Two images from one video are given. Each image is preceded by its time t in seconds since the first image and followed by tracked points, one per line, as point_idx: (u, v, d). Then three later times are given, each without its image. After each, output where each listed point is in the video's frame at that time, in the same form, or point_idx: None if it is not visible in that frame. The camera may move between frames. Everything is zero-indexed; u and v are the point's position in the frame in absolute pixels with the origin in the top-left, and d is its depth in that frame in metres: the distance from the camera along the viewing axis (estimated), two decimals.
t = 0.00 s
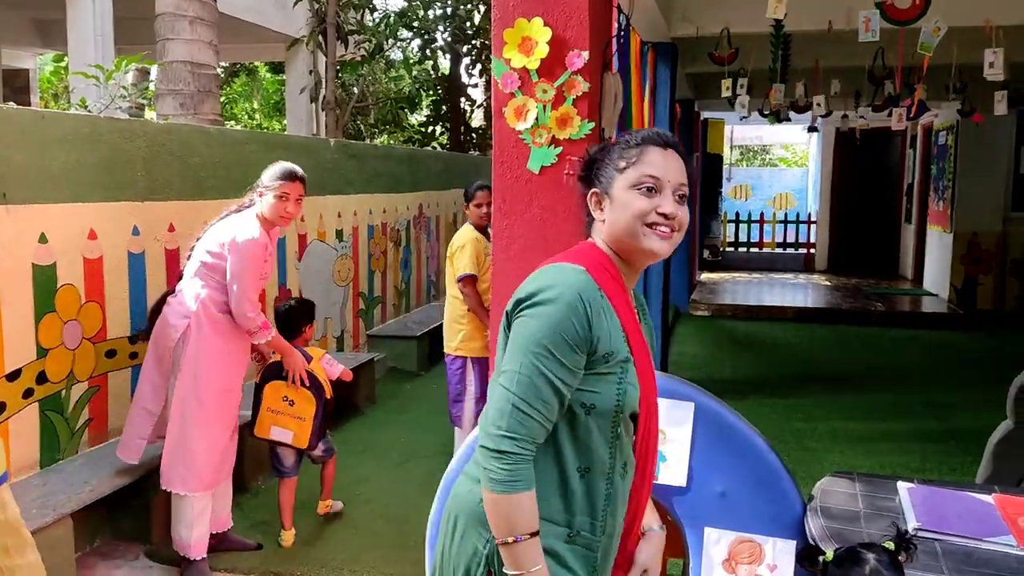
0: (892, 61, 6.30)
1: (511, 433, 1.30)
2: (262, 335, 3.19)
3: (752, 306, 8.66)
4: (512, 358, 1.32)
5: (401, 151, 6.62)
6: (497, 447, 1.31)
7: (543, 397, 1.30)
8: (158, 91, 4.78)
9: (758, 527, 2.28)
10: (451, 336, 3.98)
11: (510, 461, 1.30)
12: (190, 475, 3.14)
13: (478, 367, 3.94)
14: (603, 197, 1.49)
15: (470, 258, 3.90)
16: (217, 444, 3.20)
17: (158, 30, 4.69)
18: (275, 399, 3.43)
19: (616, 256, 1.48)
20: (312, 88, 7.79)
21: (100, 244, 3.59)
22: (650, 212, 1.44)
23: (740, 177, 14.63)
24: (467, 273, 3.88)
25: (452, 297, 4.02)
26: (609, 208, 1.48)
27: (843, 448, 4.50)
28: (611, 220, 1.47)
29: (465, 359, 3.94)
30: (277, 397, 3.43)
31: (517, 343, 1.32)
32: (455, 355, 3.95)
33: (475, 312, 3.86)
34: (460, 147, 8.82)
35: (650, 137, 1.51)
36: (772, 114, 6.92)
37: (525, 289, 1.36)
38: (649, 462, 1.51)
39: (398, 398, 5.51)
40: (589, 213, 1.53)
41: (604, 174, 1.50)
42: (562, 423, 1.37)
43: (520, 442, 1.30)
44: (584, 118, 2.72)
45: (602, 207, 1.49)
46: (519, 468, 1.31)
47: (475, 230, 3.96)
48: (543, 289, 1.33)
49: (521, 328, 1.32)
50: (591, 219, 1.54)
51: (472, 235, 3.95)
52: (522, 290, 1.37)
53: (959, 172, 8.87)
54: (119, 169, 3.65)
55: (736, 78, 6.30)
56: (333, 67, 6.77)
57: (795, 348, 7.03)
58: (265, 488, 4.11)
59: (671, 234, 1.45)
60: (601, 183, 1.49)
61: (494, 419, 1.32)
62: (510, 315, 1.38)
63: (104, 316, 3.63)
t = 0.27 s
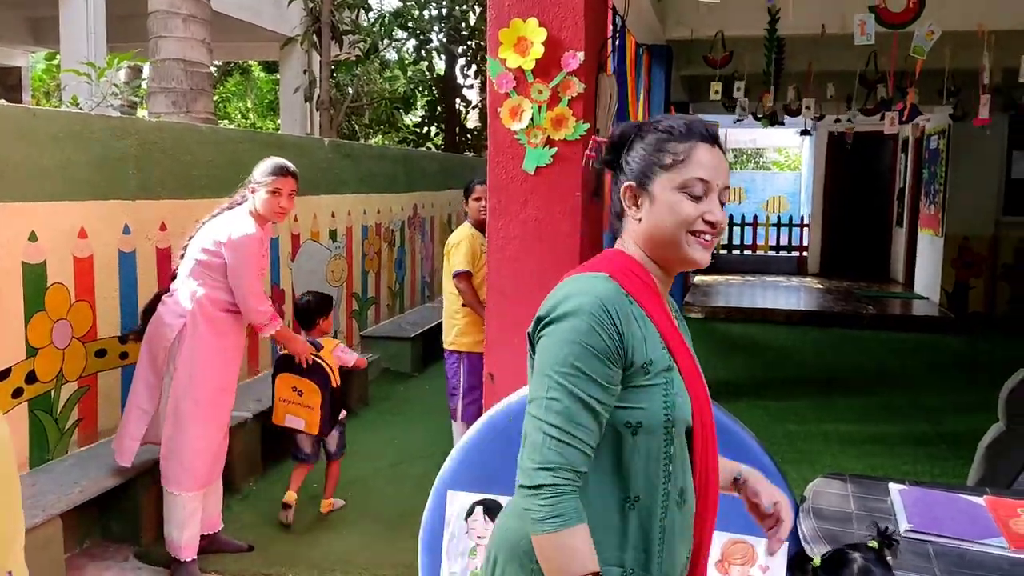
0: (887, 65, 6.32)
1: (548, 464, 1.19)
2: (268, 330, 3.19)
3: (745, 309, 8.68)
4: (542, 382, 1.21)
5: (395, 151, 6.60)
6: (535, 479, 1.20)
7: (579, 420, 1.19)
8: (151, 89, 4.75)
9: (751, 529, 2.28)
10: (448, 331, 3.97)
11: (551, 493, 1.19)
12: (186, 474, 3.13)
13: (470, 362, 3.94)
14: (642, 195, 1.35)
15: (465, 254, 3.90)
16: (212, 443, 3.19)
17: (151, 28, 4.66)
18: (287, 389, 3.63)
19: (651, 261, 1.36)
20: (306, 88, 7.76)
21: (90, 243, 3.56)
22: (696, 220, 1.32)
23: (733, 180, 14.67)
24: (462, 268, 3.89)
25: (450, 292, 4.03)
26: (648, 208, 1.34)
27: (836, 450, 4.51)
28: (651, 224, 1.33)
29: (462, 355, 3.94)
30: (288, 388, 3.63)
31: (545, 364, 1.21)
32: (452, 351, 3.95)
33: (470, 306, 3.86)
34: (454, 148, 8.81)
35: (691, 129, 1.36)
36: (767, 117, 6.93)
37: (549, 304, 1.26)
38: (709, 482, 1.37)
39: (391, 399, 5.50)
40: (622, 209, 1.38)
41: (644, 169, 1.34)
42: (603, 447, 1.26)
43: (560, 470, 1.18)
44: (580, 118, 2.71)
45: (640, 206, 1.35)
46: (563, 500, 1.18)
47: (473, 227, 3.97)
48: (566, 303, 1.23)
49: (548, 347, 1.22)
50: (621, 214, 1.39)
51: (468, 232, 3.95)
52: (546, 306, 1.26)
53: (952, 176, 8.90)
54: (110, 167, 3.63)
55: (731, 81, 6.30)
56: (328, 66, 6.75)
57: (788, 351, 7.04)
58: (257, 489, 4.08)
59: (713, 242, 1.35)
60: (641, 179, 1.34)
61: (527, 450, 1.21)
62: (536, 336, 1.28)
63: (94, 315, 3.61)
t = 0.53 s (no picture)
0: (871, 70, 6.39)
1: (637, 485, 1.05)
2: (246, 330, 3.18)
3: (732, 312, 8.72)
4: (605, 399, 1.10)
5: (384, 153, 6.61)
6: (623, 509, 1.05)
7: (656, 431, 1.08)
8: (138, 90, 4.74)
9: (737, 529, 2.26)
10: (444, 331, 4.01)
11: (647, 520, 1.04)
12: (171, 473, 3.13)
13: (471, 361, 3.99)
14: (726, 209, 1.22)
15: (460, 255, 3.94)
16: (198, 443, 3.19)
17: (140, 29, 4.66)
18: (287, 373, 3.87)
19: (696, 277, 1.28)
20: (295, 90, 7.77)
21: (77, 243, 3.55)
22: (761, 257, 1.25)
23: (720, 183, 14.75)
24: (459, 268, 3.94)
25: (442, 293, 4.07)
26: (723, 227, 1.23)
27: (822, 451, 4.55)
28: (719, 246, 1.24)
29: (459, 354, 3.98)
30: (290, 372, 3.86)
31: (605, 379, 1.11)
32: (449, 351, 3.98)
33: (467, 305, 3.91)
34: (443, 150, 8.83)
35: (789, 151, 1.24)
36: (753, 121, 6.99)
37: (591, 320, 1.16)
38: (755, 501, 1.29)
39: (379, 401, 5.50)
40: (689, 213, 1.25)
41: (737, 182, 1.21)
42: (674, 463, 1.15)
43: (652, 490, 1.05)
44: (568, 121, 2.72)
45: (718, 221, 1.23)
46: (661, 521, 1.04)
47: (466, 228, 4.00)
48: (608, 319, 1.14)
49: (604, 361, 1.11)
50: (682, 212, 1.25)
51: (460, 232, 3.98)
52: (589, 326, 1.16)
53: (937, 180, 8.99)
54: (98, 167, 3.62)
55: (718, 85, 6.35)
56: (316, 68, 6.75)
57: (774, 353, 7.09)
58: (244, 491, 4.08)
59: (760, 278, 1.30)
60: (732, 193, 1.21)
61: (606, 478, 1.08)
62: (576, 362, 1.17)
63: (81, 316, 3.59)
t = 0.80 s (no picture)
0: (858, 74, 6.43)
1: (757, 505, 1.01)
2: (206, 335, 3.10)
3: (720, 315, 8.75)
4: (709, 425, 1.06)
5: (372, 156, 6.60)
6: (750, 536, 1.01)
7: (766, 450, 1.04)
8: (124, 92, 4.71)
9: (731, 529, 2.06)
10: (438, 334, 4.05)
11: (773, 546, 1.00)
12: (159, 479, 3.12)
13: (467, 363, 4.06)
14: (773, 216, 1.21)
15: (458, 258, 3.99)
16: (187, 446, 3.18)
17: (126, 31, 4.63)
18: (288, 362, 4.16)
19: (770, 293, 1.24)
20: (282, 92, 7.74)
21: (63, 246, 3.53)
22: (833, 258, 1.20)
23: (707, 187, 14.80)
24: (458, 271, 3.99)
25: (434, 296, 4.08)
26: (777, 233, 1.21)
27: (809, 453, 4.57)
28: (778, 253, 1.21)
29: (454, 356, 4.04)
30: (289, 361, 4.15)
31: (706, 404, 1.07)
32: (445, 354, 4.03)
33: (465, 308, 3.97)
34: (431, 153, 8.83)
35: (837, 146, 1.21)
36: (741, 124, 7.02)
37: (676, 350, 1.13)
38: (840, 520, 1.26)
39: (367, 404, 5.49)
40: (744, 225, 1.24)
41: (779, 187, 1.20)
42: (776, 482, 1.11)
43: (775, 513, 1.00)
44: (556, 123, 2.72)
45: (769, 229, 1.21)
46: (789, 540, 0.99)
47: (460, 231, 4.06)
48: (702, 346, 1.11)
49: (702, 389, 1.08)
50: (737, 228, 1.25)
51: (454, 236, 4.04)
52: (673, 357, 1.13)
53: (922, 183, 9.06)
54: (83, 169, 3.59)
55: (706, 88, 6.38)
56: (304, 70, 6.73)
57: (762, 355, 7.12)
58: (231, 495, 4.05)
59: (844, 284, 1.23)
60: (774, 196, 1.20)
61: (721, 506, 1.03)
62: (660, 394, 1.14)
63: (66, 319, 3.56)
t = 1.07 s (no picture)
0: (845, 79, 6.45)
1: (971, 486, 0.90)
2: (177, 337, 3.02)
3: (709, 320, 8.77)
4: (879, 424, 0.97)
5: (360, 161, 6.58)
6: (971, 525, 0.89)
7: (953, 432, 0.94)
8: (110, 97, 4.68)
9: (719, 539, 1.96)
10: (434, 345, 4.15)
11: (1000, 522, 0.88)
12: (144, 488, 3.09)
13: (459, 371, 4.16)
14: (860, 217, 1.22)
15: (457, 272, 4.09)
16: (171, 455, 3.14)
17: (111, 36, 4.60)
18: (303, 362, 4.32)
19: (872, 296, 1.22)
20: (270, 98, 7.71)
21: (47, 253, 3.49)
22: (934, 251, 1.17)
23: (696, 191, 14.84)
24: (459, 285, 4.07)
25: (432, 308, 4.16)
26: (866, 235, 1.21)
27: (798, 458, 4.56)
28: (868, 254, 1.21)
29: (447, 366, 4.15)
30: (304, 361, 4.31)
31: (875, 402, 0.98)
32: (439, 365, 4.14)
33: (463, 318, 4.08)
34: (421, 158, 8.82)
35: (921, 141, 1.21)
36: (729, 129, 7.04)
37: (818, 357, 1.04)
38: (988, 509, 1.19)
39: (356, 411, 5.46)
40: (834, 232, 1.26)
41: (865, 188, 1.22)
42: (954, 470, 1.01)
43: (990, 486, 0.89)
44: (545, 130, 2.71)
45: (859, 231, 1.22)
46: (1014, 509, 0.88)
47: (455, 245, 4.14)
48: (846, 348, 1.02)
49: (866, 390, 0.99)
50: (829, 238, 1.28)
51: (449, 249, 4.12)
52: (813, 369, 1.04)
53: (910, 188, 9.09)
54: (68, 176, 3.56)
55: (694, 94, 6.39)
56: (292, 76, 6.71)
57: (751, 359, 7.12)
58: (218, 504, 4.01)
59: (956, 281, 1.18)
60: (857, 200, 1.23)
61: (921, 504, 0.92)
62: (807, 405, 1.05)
63: (51, 327, 3.53)
